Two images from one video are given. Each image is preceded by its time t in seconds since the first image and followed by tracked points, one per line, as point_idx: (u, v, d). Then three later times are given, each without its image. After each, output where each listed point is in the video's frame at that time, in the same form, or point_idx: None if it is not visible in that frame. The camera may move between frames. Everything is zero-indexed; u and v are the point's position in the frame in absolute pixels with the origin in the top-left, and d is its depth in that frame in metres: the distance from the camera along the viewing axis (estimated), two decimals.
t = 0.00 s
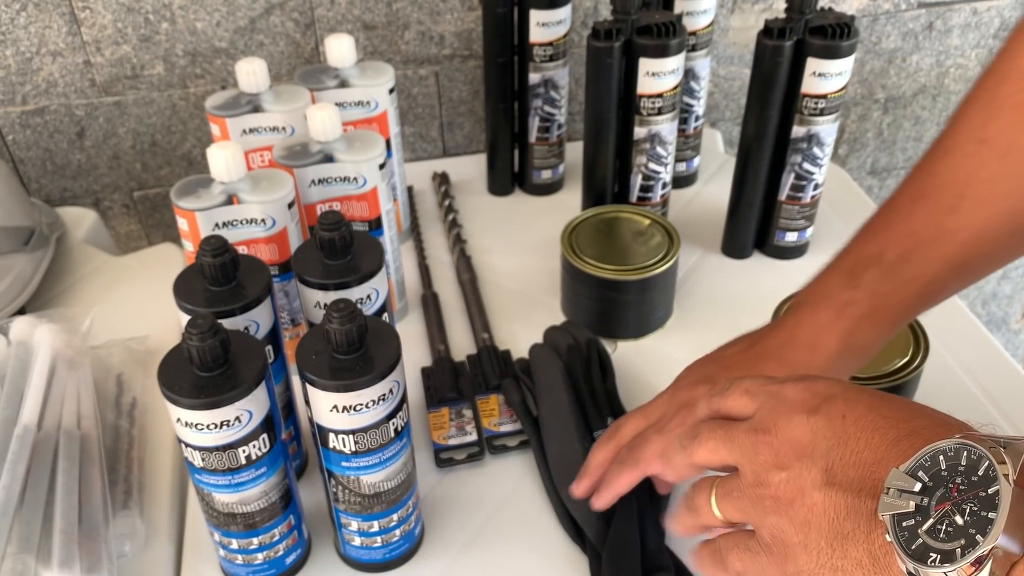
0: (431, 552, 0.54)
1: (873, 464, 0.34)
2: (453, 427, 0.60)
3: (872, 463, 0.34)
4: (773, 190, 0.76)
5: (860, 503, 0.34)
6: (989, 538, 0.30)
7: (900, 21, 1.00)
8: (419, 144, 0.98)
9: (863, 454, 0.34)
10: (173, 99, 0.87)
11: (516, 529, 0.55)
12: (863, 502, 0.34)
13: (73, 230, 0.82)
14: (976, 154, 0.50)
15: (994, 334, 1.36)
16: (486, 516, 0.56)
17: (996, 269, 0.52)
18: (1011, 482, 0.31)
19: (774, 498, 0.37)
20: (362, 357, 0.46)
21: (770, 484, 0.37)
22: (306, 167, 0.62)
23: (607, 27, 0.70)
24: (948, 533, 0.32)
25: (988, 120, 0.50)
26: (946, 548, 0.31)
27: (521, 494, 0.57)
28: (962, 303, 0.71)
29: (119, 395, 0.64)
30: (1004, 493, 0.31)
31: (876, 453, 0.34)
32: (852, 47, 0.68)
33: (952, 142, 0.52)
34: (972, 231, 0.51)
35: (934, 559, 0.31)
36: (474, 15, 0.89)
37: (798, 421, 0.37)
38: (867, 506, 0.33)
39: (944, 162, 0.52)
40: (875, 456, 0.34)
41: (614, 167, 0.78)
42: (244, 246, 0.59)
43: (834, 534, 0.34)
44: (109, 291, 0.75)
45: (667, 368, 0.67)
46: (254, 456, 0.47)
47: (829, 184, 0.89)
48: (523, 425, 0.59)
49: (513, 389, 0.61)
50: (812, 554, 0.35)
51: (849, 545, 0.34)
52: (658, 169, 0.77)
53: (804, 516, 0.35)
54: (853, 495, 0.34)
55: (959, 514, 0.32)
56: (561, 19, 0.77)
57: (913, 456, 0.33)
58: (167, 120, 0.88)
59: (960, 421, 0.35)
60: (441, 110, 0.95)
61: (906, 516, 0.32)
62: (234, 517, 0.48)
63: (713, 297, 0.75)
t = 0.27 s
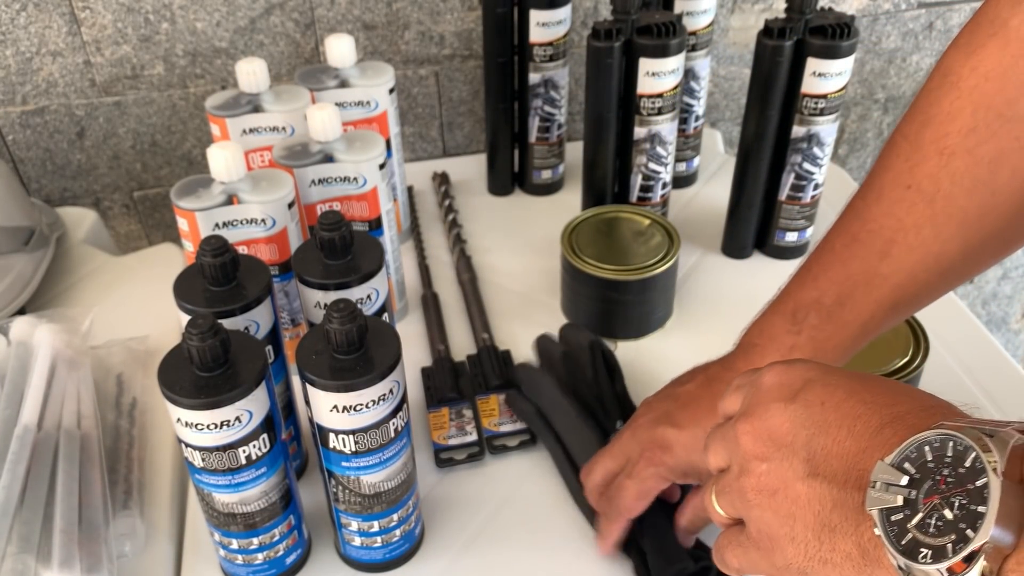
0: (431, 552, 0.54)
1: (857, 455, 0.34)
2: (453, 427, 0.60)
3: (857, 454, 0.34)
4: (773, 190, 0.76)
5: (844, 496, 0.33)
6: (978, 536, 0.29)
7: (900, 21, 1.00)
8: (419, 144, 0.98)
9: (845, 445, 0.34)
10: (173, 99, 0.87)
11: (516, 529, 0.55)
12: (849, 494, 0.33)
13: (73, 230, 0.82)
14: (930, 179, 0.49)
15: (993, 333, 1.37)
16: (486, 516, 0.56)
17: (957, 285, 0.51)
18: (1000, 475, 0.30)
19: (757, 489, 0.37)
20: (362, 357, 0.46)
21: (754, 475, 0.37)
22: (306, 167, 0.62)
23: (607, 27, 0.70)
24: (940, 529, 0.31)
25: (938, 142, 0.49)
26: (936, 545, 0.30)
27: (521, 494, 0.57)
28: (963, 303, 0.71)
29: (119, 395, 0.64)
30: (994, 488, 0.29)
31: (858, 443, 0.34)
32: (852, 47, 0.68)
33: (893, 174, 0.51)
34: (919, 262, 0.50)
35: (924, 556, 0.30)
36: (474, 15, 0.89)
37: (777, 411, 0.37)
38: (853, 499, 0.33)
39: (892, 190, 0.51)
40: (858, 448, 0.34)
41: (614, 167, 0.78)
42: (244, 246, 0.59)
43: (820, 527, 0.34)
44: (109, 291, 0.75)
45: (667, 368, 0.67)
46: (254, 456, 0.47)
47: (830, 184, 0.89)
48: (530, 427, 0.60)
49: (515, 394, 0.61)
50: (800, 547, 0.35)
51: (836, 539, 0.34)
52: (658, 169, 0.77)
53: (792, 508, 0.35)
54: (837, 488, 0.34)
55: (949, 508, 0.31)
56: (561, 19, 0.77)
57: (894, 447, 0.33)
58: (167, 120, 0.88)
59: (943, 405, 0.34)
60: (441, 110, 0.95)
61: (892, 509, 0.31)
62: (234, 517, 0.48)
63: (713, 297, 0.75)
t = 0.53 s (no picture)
0: (431, 553, 0.54)
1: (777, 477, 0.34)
2: (453, 427, 0.60)
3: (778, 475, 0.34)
4: (773, 190, 0.76)
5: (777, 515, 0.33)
6: (895, 558, 0.29)
7: (900, 21, 1.00)
8: (419, 144, 0.98)
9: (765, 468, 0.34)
10: (173, 99, 0.87)
11: (516, 529, 0.55)
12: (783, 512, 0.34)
13: (73, 230, 0.82)
14: (997, 99, 0.45)
15: (993, 333, 1.37)
16: (487, 516, 0.56)
17: (984, 224, 0.48)
18: (901, 493, 0.29)
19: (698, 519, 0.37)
20: (362, 358, 0.46)
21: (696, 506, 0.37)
22: (306, 167, 0.62)
23: (607, 27, 0.70)
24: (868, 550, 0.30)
25: (979, 93, 0.45)
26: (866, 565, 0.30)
27: (521, 494, 0.57)
28: (964, 304, 0.71)
29: (119, 395, 0.64)
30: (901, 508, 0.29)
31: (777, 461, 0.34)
32: (851, 47, 0.68)
33: (932, 135, 0.47)
34: (959, 181, 0.47)
35: None
36: (474, 15, 0.89)
37: (694, 443, 0.37)
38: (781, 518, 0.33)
39: (924, 137, 0.48)
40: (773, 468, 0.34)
41: (614, 167, 0.78)
42: (244, 246, 0.59)
43: (762, 544, 0.34)
44: (110, 290, 0.75)
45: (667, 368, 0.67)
46: (254, 456, 0.47)
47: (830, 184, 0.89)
48: (529, 433, 0.60)
49: (515, 400, 0.61)
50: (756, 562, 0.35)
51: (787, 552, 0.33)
52: (658, 169, 0.77)
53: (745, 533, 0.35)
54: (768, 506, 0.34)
55: (866, 526, 0.31)
56: (561, 18, 0.77)
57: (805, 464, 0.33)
58: (167, 120, 0.88)
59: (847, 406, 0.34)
60: (441, 110, 0.95)
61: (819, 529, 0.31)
62: (234, 517, 0.48)
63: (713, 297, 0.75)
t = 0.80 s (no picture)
0: (431, 553, 0.54)
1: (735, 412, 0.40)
2: (453, 427, 0.60)
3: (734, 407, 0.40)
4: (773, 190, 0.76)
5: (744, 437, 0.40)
6: (845, 490, 0.36)
7: (900, 21, 1.00)
8: (419, 144, 0.98)
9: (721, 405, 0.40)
10: (173, 99, 0.87)
11: (516, 529, 0.55)
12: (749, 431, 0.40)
13: (73, 230, 0.82)
14: None
15: (993, 333, 1.37)
16: (487, 516, 0.56)
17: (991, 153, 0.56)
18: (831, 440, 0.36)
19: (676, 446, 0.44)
20: (362, 358, 0.46)
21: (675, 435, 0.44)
22: (306, 167, 0.62)
23: (608, 27, 0.70)
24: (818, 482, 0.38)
25: None
26: (823, 491, 0.38)
27: (521, 495, 0.57)
28: (965, 305, 0.71)
29: (119, 395, 0.64)
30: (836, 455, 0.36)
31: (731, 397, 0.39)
32: (852, 47, 0.68)
33: (978, 59, 0.55)
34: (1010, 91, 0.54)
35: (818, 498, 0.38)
36: (474, 15, 0.89)
37: (655, 397, 0.42)
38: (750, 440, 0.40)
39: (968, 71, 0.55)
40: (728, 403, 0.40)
41: (614, 167, 0.78)
42: (244, 246, 0.59)
43: (739, 463, 0.42)
44: (109, 291, 0.75)
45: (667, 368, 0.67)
46: (254, 456, 0.47)
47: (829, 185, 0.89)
48: (529, 433, 0.60)
49: (514, 400, 0.61)
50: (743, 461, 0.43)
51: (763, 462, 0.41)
52: (658, 169, 0.77)
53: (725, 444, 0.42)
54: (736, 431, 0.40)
55: (811, 465, 0.37)
56: (561, 18, 0.77)
57: (753, 402, 0.39)
58: (167, 120, 0.88)
59: (776, 335, 0.40)
60: (441, 110, 0.95)
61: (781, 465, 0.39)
62: (234, 517, 0.48)
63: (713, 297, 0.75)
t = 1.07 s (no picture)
0: (431, 552, 0.54)
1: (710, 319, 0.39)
2: (453, 426, 0.61)
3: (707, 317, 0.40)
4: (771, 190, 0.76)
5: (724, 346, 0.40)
6: (830, 401, 0.37)
7: (898, 22, 1.00)
8: (420, 145, 0.98)
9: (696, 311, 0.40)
10: (175, 100, 0.87)
11: (516, 528, 0.55)
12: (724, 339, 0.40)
13: (75, 230, 0.82)
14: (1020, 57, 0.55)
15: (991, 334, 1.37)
16: (486, 515, 0.56)
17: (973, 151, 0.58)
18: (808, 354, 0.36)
19: (658, 363, 0.44)
20: (363, 357, 0.46)
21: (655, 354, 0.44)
22: (307, 167, 0.62)
23: (607, 29, 0.70)
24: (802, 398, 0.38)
25: None
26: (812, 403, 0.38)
27: (520, 494, 0.57)
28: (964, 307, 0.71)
29: (121, 394, 0.64)
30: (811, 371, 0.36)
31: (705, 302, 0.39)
32: (849, 49, 0.68)
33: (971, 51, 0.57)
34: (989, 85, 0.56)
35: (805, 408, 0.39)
36: (474, 16, 0.90)
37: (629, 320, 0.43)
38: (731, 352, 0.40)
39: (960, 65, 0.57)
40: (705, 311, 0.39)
41: (613, 167, 0.79)
42: (245, 246, 0.59)
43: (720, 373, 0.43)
44: (111, 291, 0.76)
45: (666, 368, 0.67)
46: (255, 455, 0.47)
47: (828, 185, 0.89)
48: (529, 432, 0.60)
49: (514, 399, 0.62)
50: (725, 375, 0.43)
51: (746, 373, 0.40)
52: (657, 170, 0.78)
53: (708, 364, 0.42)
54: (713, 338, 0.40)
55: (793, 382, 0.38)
56: (561, 20, 0.77)
57: (729, 317, 0.38)
58: (168, 121, 0.89)
59: (742, 251, 0.38)
60: (441, 111, 0.95)
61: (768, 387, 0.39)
62: (236, 516, 0.49)
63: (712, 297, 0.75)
